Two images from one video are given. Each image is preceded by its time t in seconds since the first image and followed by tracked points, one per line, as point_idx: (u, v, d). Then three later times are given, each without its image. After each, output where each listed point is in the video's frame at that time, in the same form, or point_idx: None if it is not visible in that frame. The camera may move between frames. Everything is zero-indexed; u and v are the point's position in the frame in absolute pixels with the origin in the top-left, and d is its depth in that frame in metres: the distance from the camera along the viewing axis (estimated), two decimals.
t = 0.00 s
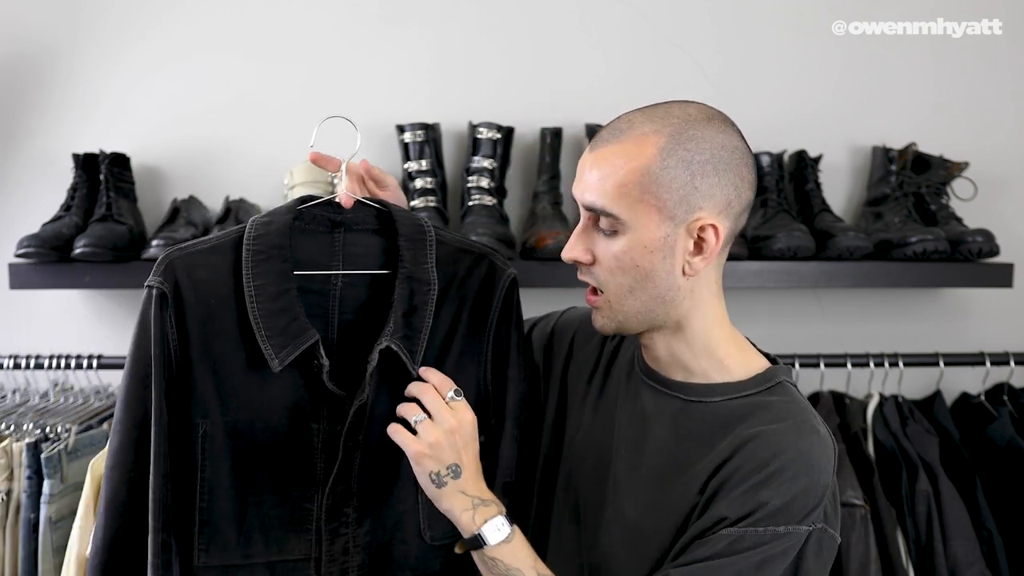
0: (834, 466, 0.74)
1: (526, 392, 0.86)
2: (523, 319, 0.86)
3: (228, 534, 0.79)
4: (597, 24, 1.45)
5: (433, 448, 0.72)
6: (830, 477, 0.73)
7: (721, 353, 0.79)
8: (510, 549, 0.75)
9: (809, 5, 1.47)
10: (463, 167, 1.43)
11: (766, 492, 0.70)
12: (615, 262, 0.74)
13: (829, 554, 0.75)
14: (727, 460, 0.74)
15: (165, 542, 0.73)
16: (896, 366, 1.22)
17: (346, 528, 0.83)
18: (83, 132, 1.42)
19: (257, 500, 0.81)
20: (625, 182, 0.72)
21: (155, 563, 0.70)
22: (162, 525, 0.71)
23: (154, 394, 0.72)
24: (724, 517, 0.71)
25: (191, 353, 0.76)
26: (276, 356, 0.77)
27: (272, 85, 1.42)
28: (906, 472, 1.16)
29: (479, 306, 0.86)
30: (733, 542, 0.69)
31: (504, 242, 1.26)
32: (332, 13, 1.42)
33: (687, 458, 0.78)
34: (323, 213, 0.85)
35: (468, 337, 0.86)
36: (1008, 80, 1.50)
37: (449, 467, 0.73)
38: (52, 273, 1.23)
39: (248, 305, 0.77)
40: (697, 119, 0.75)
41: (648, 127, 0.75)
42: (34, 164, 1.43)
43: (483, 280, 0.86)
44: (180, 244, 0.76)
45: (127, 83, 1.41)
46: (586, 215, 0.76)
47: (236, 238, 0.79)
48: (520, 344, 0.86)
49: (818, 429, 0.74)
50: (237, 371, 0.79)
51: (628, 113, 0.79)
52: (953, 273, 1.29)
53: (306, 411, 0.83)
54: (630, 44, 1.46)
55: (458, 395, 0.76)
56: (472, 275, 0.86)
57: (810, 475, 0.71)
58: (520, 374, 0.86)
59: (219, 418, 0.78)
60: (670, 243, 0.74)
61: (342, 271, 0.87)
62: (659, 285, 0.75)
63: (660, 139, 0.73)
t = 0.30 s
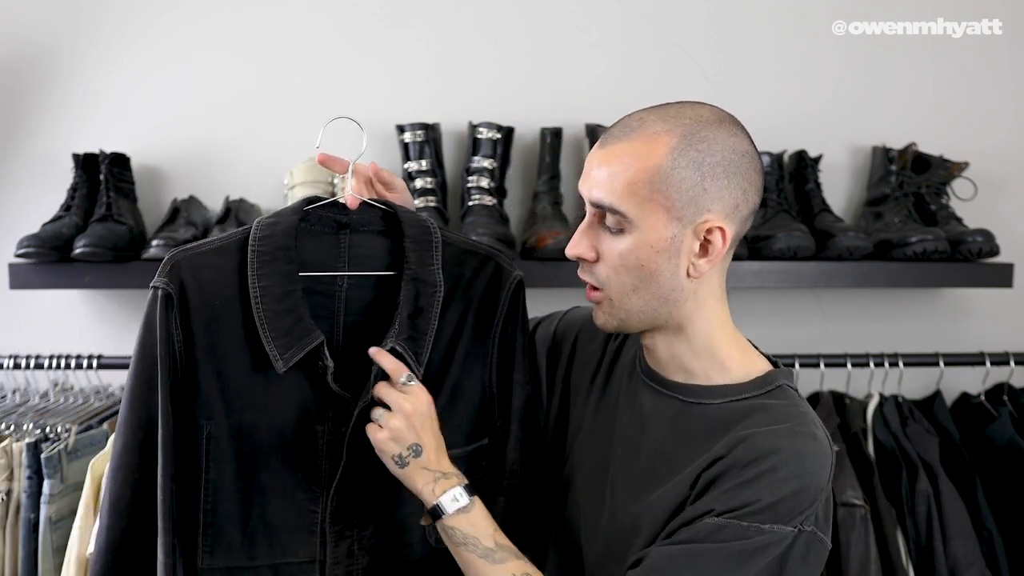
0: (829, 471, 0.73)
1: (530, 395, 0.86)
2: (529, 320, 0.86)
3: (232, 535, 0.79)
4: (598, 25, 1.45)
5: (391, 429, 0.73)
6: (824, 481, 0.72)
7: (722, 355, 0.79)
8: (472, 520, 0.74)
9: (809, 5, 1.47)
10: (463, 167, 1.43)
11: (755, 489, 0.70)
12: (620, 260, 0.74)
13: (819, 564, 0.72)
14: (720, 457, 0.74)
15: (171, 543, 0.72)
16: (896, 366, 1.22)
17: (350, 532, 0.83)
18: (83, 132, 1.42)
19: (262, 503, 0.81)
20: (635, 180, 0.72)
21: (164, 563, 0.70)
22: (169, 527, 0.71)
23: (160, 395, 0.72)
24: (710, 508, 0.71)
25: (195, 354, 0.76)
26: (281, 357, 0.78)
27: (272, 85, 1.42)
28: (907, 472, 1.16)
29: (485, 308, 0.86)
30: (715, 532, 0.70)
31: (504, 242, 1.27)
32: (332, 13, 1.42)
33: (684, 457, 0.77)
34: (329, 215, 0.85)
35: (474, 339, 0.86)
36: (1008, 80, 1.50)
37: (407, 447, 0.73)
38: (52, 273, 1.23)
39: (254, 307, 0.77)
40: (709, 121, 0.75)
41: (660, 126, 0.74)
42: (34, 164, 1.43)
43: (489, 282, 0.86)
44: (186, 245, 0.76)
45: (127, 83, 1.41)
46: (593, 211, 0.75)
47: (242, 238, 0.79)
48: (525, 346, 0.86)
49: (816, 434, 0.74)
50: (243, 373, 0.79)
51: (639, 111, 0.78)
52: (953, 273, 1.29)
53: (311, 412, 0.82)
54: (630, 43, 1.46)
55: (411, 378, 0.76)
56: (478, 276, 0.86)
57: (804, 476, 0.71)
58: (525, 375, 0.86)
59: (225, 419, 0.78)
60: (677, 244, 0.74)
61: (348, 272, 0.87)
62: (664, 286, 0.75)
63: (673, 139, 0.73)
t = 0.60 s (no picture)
0: (824, 481, 0.73)
1: (524, 394, 0.86)
2: (520, 321, 0.86)
3: (228, 544, 0.79)
4: (598, 25, 1.45)
5: (408, 468, 0.72)
6: (820, 492, 0.72)
7: (718, 359, 0.79)
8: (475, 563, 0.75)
9: (809, 5, 1.47)
10: (463, 167, 1.43)
11: (752, 505, 0.70)
12: (619, 262, 0.73)
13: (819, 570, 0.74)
14: (716, 470, 0.73)
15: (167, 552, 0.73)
16: (896, 366, 1.22)
17: (348, 536, 0.83)
18: (83, 132, 1.42)
19: (257, 510, 0.81)
20: (635, 182, 0.71)
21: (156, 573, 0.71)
22: (163, 537, 0.72)
23: (151, 404, 0.72)
24: (709, 527, 0.71)
25: (187, 362, 0.76)
26: (273, 363, 0.77)
27: (272, 85, 1.42)
28: (907, 472, 1.16)
29: (477, 310, 0.86)
30: (718, 554, 0.69)
31: (504, 242, 1.27)
32: (332, 13, 1.42)
33: (680, 464, 0.77)
34: (318, 219, 0.85)
35: (467, 342, 0.86)
36: (1008, 80, 1.50)
37: (421, 486, 0.73)
38: (52, 272, 1.23)
39: (244, 313, 0.77)
40: (709, 123, 0.75)
41: (660, 127, 0.73)
42: (34, 164, 1.43)
43: (481, 283, 0.86)
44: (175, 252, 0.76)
45: (127, 83, 1.41)
46: (591, 212, 0.75)
47: (231, 245, 0.79)
48: (518, 348, 0.86)
49: (811, 443, 0.73)
50: (235, 378, 0.79)
51: (638, 111, 0.77)
52: (953, 273, 1.29)
53: (305, 417, 0.82)
54: (630, 43, 1.46)
55: (450, 420, 0.75)
56: (470, 277, 0.86)
57: (800, 489, 0.71)
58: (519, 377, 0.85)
59: (218, 428, 0.78)
60: (676, 247, 0.73)
61: (338, 276, 0.87)
62: (662, 289, 0.75)
63: (674, 142, 0.72)
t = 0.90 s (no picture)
0: (828, 490, 0.73)
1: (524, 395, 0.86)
2: (522, 321, 0.85)
3: (224, 543, 0.79)
4: (597, 25, 1.45)
5: (407, 466, 0.71)
6: (825, 500, 0.72)
7: (725, 365, 0.79)
8: (472, 563, 0.74)
9: (809, 5, 1.47)
10: (463, 167, 1.43)
11: (757, 513, 0.70)
12: (630, 272, 0.73)
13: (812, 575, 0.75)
14: (720, 477, 0.73)
15: (160, 551, 0.73)
16: (896, 366, 1.21)
17: (343, 535, 0.83)
18: (83, 132, 1.42)
19: (254, 509, 0.81)
20: (648, 193, 0.71)
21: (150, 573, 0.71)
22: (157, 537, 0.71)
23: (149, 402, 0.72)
24: (712, 533, 0.71)
25: (186, 360, 0.76)
26: (272, 363, 0.77)
27: (272, 85, 1.42)
28: (906, 472, 1.16)
29: (478, 310, 0.86)
30: (721, 559, 0.70)
31: (504, 242, 1.27)
32: (332, 13, 1.42)
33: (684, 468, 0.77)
34: (319, 217, 0.84)
35: (467, 342, 0.86)
36: (1008, 80, 1.50)
37: (416, 480, 0.72)
38: (52, 272, 1.23)
39: (244, 312, 0.77)
40: (722, 131, 0.74)
41: (673, 135, 0.73)
42: (34, 164, 1.43)
43: (482, 283, 0.85)
44: (174, 249, 0.76)
45: (127, 83, 1.41)
46: (601, 221, 0.74)
47: (230, 242, 0.78)
48: (519, 348, 0.85)
49: (817, 451, 0.73)
50: (234, 378, 0.79)
51: (648, 117, 0.77)
52: (953, 273, 1.29)
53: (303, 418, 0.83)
54: (630, 44, 1.46)
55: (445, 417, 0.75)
56: (470, 277, 0.85)
57: (804, 498, 0.71)
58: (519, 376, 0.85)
59: (216, 426, 0.78)
60: (688, 258, 0.73)
61: (338, 275, 0.87)
62: (672, 298, 0.75)
63: (687, 151, 0.72)
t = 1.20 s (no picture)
0: (824, 492, 0.72)
1: (527, 394, 0.87)
2: (523, 321, 0.86)
3: (228, 546, 0.79)
4: (598, 25, 1.45)
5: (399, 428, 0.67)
6: (819, 502, 0.72)
7: (724, 366, 0.79)
8: (454, 531, 0.71)
9: (809, 5, 1.47)
10: (463, 167, 1.43)
11: (748, 509, 0.70)
12: (632, 271, 0.73)
13: None
14: (715, 472, 0.73)
15: (164, 555, 0.73)
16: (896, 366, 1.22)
17: (348, 538, 0.83)
18: (83, 132, 1.42)
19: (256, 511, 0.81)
20: (651, 191, 0.71)
21: None
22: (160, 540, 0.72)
23: (150, 404, 0.72)
24: (702, 524, 0.71)
25: (187, 363, 0.76)
26: (274, 364, 0.77)
27: (272, 85, 1.42)
28: (906, 472, 1.16)
29: (480, 310, 0.86)
30: (707, 551, 0.69)
31: (504, 242, 1.27)
32: (332, 13, 1.42)
33: (681, 466, 0.77)
34: (319, 218, 0.85)
35: (470, 342, 0.86)
36: (1008, 80, 1.50)
37: (405, 445, 0.67)
38: (52, 272, 1.23)
39: (245, 314, 0.77)
40: (728, 133, 0.75)
41: (678, 136, 0.73)
42: (34, 163, 1.43)
43: (484, 283, 0.86)
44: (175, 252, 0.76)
45: (127, 83, 1.41)
46: (605, 219, 0.74)
47: (230, 245, 0.79)
48: (520, 348, 0.86)
49: (813, 453, 0.73)
50: (235, 381, 0.79)
51: (654, 116, 0.77)
52: (953, 273, 1.29)
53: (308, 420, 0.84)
54: (630, 43, 1.46)
55: (445, 382, 0.69)
56: (472, 277, 0.86)
57: (797, 497, 0.70)
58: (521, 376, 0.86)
59: (218, 428, 0.78)
60: (690, 257, 0.73)
61: (339, 277, 0.87)
62: (673, 299, 0.75)
63: (692, 151, 0.72)
